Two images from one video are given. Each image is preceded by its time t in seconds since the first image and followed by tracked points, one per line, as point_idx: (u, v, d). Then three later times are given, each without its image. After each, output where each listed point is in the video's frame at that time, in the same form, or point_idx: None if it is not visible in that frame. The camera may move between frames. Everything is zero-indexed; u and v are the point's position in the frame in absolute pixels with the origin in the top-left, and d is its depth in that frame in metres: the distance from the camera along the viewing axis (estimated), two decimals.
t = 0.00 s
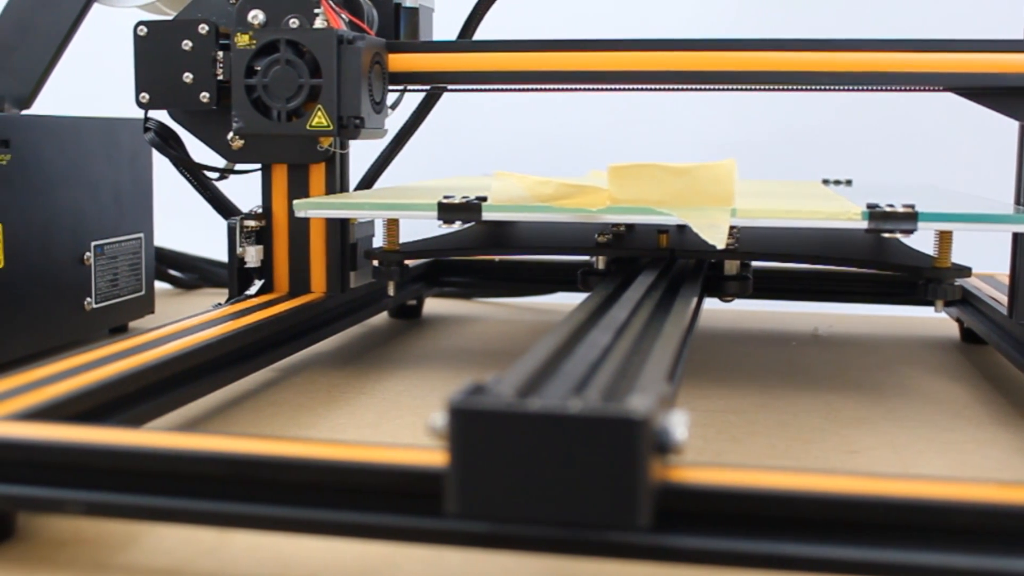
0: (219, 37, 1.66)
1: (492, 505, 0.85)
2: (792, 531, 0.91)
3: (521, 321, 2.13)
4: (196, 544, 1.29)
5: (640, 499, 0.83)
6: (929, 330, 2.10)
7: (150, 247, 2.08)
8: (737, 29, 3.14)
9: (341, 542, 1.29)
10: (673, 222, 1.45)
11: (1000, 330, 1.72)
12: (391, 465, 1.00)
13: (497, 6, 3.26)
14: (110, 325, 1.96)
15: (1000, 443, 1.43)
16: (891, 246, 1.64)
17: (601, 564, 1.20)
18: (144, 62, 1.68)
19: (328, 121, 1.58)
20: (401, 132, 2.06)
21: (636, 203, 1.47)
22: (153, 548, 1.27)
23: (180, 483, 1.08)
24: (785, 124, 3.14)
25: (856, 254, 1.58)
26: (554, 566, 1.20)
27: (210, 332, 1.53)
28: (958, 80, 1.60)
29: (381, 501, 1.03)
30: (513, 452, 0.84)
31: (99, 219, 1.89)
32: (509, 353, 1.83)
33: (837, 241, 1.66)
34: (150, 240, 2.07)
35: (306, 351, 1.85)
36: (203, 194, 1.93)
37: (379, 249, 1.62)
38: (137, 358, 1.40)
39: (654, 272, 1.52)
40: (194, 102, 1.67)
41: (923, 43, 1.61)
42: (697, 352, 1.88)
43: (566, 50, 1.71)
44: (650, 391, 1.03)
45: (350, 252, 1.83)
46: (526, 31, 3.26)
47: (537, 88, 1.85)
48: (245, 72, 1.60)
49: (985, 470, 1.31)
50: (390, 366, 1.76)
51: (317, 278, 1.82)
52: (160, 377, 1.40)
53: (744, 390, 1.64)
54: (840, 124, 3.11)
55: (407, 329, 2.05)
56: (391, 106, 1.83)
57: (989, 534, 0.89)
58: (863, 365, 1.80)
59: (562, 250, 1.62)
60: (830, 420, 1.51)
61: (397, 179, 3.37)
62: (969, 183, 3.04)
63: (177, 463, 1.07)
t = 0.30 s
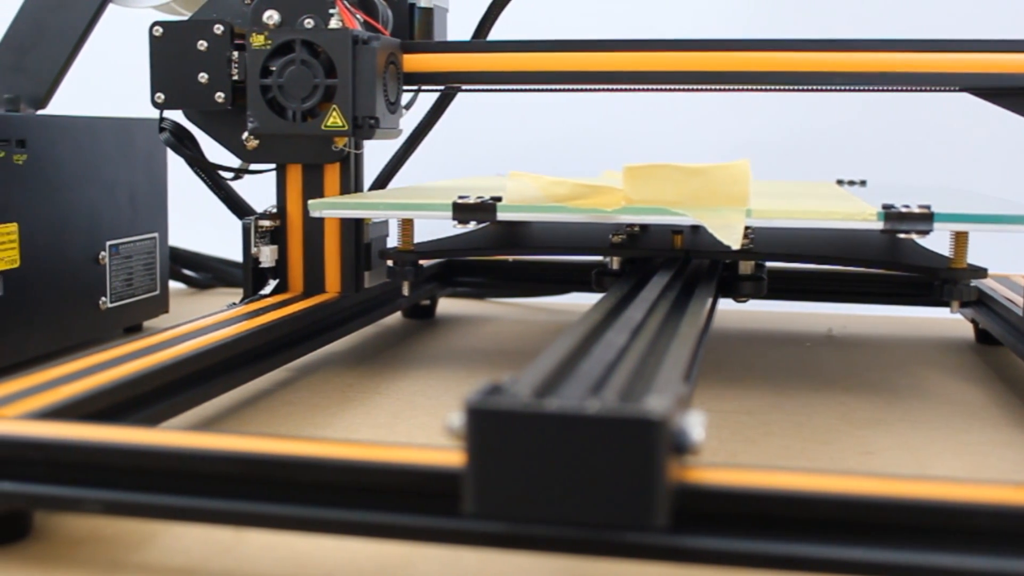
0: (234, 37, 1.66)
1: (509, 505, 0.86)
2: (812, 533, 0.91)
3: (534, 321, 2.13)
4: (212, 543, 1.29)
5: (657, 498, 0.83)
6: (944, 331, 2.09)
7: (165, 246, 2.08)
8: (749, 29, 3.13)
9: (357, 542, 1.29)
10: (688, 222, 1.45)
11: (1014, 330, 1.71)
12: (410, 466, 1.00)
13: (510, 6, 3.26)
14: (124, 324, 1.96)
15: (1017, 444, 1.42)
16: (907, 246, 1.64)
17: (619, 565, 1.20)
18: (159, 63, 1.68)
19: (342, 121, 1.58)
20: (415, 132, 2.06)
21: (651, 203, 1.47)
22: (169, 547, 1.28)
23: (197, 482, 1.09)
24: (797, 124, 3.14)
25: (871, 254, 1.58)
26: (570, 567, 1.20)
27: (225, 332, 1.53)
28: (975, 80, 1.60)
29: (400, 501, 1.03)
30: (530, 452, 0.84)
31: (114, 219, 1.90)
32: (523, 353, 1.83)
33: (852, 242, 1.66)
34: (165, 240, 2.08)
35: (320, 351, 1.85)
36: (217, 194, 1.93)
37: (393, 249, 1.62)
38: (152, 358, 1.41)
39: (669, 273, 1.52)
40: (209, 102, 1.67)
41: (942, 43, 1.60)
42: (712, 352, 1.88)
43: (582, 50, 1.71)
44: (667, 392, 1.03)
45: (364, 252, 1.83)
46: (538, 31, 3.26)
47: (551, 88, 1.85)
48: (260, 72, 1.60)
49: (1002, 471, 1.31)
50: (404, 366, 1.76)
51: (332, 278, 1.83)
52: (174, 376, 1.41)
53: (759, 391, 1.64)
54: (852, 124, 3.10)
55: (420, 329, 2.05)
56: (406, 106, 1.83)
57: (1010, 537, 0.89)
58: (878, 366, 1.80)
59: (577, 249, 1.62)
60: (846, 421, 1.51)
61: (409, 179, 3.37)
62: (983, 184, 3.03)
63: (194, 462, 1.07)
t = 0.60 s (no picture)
0: (251, 37, 1.66)
1: (526, 505, 0.87)
2: (832, 535, 0.91)
3: (549, 322, 2.13)
4: (229, 542, 1.29)
5: (675, 499, 0.84)
6: (961, 332, 2.08)
7: (181, 246, 2.09)
8: (761, 29, 3.13)
9: (375, 541, 1.29)
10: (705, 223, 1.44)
11: None
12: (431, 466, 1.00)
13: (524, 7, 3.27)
14: (140, 324, 1.97)
15: None
16: (923, 247, 1.63)
17: (636, 565, 1.20)
18: (176, 63, 1.68)
19: (359, 121, 1.59)
20: (430, 132, 2.06)
21: (667, 203, 1.47)
22: (185, 546, 1.28)
23: (216, 482, 1.09)
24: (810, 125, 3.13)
25: (886, 255, 1.58)
26: (588, 568, 1.20)
27: (241, 331, 1.54)
28: (994, 80, 1.60)
29: (420, 501, 1.03)
30: (549, 452, 0.85)
31: (130, 218, 1.90)
32: (537, 353, 1.82)
33: (869, 243, 1.66)
34: (181, 239, 2.08)
35: (335, 351, 1.85)
36: (233, 193, 1.93)
37: (409, 249, 1.62)
38: (169, 357, 1.41)
39: (685, 273, 1.51)
40: (225, 102, 1.67)
41: (962, 43, 1.60)
42: (728, 353, 1.88)
43: (598, 50, 1.71)
44: (686, 392, 1.03)
45: (380, 252, 1.83)
46: (550, 31, 3.26)
47: (567, 88, 1.85)
48: (277, 72, 1.60)
49: (1020, 473, 1.30)
50: (419, 366, 1.76)
51: (348, 278, 1.83)
52: (190, 376, 1.41)
53: (776, 392, 1.64)
54: (865, 125, 3.10)
55: (435, 330, 2.05)
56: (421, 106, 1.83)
57: None
58: (894, 367, 1.79)
59: (592, 250, 1.62)
60: (863, 422, 1.50)
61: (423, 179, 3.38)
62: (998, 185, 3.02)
63: (211, 462, 1.07)
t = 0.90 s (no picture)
0: (273, 38, 1.67)
1: (552, 506, 0.88)
2: (861, 537, 0.90)
3: (568, 322, 2.13)
4: (251, 541, 1.30)
5: (698, 499, 0.84)
6: (983, 334, 2.07)
7: (202, 246, 2.10)
8: (778, 29, 3.13)
9: (398, 541, 1.29)
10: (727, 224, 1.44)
11: None
12: (458, 466, 1.00)
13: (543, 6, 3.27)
14: (161, 323, 1.98)
15: None
16: (944, 248, 1.63)
17: (661, 565, 1.20)
18: (199, 63, 1.69)
19: (381, 121, 1.59)
20: (451, 133, 2.06)
21: (689, 204, 1.47)
22: (208, 545, 1.28)
23: (241, 481, 1.09)
24: (828, 125, 3.12)
25: (909, 256, 1.57)
26: (612, 569, 1.19)
27: (263, 331, 1.54)
28: (1020, 80, 1.59)
29: (445, 501, 1.03)
30: (574, 452, 0.86)
31: (151, 218, 1.91)
32: (557, 354, 1.82)
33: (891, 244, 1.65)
34: (202, 239, 2.09)
35: (356, 351, 1.85)
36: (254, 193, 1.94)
37: (430, 249, 1.63)
38: (190, 357, 1.42)
39: (707, 274, 1.51)
40: (247, 102, 1.68)
41: (989, 44, 1.59)
42: (749, 354, 1.88)
43: (619, 51, 1.72)
44: (711, 394, 1.03)
45: (401, 252, 1.83)
46: (567, 31, 3.26)
47: (587, 89, 1.85)
48: (299, 72, 1.60)
49: None
50: (439, 366, 1.76)
51: (370, 278, 1.82)
52: (211, 376, 1.41)
53: (797, 393, 1.64)
54: (883, 125, 3.09)
55: (454, 330, 2.05)
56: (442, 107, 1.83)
57: None
58: (917, 368, 1.79)
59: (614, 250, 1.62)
60: (885, 424, 1.50)
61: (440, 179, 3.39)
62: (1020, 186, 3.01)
63: (234, 461, 1.07)
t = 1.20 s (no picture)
0: (289, 38, 1.67)
1: (571, 506, 0.88)
2: (882, 539, 0.90)
3: (583, 322, 2.13)
4: (267, 540, 1.30)
5: (717, 499, 0.84)
6: (1001, 335, 2.06)
7: (218, 245, 2.10)
8: (792, 29, 3.12)
9: (415, 541, 1.29)
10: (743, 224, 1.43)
11: None
12: (478, 466, 1.00)
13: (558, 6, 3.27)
14: (177, 323, 1.98)
15: None
16: (961, 249, 1.63)
17: (680, 566, 1.20)
18: (216, 63, 1.69)
19: (398, 121, 1.59)
20: (467, 133, 2.07)
21: (705, 205, 1.47)
22: (225, 544, 1.28)
23: (258, 481, 1.09)
24: (844, 125, 3.12)
25: (926, 256, 1.57)
26: (629, 570, 1.19)
27: (279, 331, 1.55)
28: None
29: (464, 501, 1.03)
30: (593, 452, 0.86)
31: (168, 218, 1.92)
32: (572, 354, 1.82)
33: (909, 244, 1.65)
34: (218, 239, 2.10)
35: (372, 351, 1.85)
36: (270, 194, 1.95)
37: (446, 249, 1.63)
38: (207, 356, 1.42)
39: (724, 275, 1.51)
40: (264, 102, 1.68)
41: (1009, 43, 1.58)
42: (765, 354, 1.87)
43: (636, 51, 1.72)
44: (729, 394, 1.02)
45: (417, 253, 1.83)
46: (580, 31, 3.26)
47: (604, 89, 1.85)
48: (315, 72, 1.61)
49: None
50: (454, 366, 1.76)
51: (386, 278, 1.83)
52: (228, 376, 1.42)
53: (815, 394, 1.63)
54: (897, 124, 3.08)
55: (470, 330, 2.05)
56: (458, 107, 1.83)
57: None
58: (934, 369, 1.78)
59: (630, 250, 1.61)
60: (902, 425, 1.49)
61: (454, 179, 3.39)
62: None
63: (254, 461, 1.07)
